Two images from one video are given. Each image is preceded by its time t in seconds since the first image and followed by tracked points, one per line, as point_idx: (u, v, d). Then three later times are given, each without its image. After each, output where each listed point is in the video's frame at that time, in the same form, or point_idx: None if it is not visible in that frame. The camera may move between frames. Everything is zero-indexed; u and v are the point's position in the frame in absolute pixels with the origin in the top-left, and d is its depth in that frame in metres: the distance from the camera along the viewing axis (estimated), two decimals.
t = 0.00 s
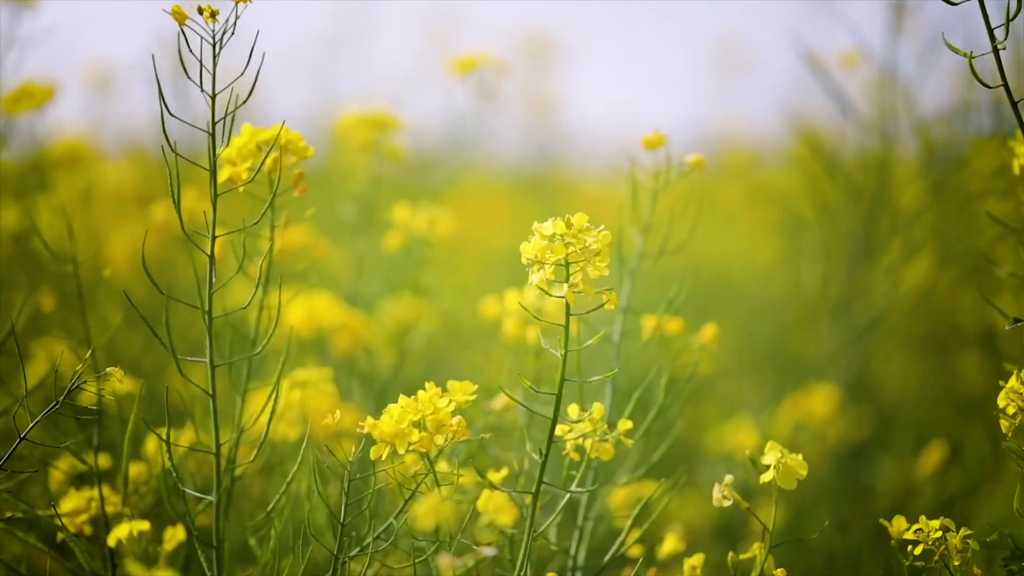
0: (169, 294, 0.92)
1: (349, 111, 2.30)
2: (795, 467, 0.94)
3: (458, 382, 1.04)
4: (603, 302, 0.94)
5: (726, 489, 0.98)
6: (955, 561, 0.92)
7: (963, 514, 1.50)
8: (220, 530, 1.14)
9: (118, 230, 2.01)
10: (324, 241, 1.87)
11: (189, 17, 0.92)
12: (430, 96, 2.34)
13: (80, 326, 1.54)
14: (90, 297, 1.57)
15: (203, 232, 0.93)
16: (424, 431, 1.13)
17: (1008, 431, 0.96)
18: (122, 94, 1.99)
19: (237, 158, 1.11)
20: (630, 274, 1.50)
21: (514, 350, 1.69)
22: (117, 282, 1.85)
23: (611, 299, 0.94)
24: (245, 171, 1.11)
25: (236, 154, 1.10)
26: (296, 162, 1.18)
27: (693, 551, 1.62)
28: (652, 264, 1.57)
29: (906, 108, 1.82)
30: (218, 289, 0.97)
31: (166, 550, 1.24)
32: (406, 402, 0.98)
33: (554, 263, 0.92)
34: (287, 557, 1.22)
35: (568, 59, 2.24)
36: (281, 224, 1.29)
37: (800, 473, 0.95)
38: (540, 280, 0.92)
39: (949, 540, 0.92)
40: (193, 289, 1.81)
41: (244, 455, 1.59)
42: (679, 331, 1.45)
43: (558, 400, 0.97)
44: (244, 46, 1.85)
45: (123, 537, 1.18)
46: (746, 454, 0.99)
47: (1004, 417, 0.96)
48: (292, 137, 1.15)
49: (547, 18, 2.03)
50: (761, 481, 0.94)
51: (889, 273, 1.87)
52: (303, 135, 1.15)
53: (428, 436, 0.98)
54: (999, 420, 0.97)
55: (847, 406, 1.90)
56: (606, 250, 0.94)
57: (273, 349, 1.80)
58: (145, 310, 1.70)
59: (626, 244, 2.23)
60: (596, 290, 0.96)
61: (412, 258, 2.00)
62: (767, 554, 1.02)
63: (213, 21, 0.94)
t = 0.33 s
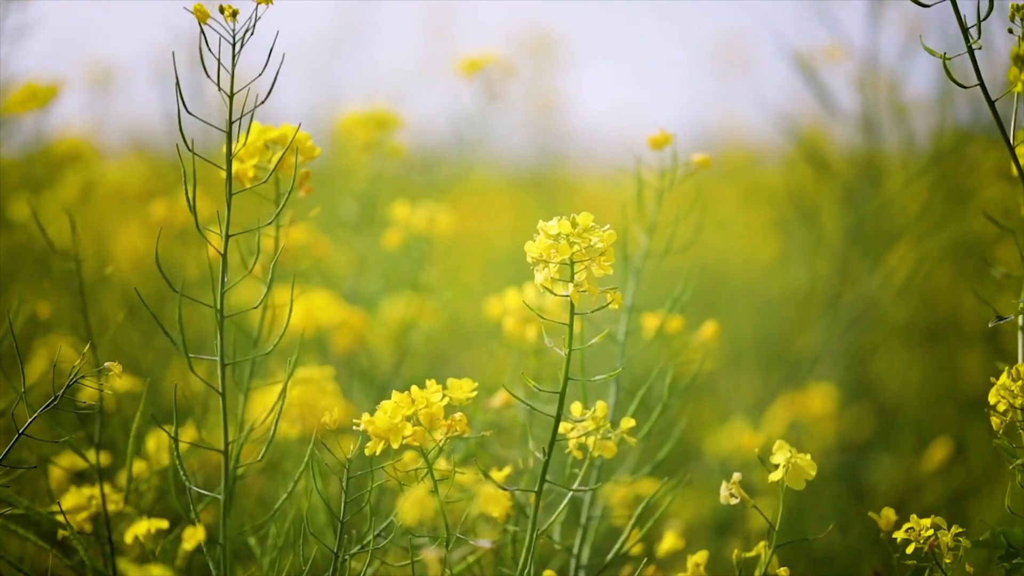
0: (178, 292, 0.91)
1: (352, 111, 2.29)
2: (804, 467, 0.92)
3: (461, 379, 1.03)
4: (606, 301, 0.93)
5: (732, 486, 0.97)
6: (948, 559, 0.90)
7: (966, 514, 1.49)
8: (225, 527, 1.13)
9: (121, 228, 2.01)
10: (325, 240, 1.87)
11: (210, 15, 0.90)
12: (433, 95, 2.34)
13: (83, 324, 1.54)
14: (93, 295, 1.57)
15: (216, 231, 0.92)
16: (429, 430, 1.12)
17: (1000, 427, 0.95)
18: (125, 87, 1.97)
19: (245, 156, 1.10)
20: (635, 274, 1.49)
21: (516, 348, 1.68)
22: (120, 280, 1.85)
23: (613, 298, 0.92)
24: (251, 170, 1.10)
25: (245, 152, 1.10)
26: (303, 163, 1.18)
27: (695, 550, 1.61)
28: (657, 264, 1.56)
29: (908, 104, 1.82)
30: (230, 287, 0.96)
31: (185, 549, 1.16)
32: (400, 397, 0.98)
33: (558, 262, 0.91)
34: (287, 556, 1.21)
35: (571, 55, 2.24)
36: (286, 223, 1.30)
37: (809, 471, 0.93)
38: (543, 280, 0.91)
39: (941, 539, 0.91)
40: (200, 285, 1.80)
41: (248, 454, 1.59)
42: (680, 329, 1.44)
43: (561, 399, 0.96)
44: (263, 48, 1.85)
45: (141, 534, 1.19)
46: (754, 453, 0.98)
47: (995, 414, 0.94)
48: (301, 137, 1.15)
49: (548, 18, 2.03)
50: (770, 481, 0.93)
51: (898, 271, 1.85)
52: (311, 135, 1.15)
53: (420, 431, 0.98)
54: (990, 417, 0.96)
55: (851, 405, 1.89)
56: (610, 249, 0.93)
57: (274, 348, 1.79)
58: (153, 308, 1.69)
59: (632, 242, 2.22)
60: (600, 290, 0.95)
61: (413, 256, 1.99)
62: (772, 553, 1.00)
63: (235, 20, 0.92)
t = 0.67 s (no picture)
0: (176, 294, 0.91)
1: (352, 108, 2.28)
2: (804, 463, 0.94)
3: (462, 375, 1.04)
4: (600, 296, 0.93)
5: (732, 483, 0.98)
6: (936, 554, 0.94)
7: (962, 511, 1.50)
8: (226, 524, 1.14)
9: (122, 227, 2.01)
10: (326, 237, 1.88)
11: (203, 20, 0.89)
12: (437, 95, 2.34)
13: (84, 323, 1.55)
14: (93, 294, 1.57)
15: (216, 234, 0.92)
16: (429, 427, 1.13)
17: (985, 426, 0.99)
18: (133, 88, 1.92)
19: (244, 152, 1.15)
20: (635, 273, 1.49)
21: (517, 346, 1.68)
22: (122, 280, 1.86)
23: (608, 294, 0.93)
24: (248, 166, 1.14)
25: (244, 149, 1.14)
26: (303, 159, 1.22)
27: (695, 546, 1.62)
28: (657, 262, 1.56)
29: (901, 99, 1.83)
30: (228, 288, 0.96)
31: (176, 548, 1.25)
32: (402, 388, 0.99)
33: (551, 257, 0.92)
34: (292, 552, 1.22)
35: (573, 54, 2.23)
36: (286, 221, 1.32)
37: (810, 467, 0.94)
38: (537, 276, 0.92)
39: (930, 535, 0.94)
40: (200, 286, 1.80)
41: (249, 452, 1.59)
42: (680, 327, 1.45)
43: (557, 395, 0.96)
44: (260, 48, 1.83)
45: (129, 533, 1.21)
46: (753, 449, 0.99)
47: (982, 412, 1.00)
48: (300, 134, 1.18)
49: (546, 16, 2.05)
50: (769, 477, 0.94)
51: (900, 269, 1.85)
52: (310, 132, 1.18)
53: (423, 421, 0.99)
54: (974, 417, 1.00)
55: (851, 402, 1.89)
56: (603, 244, 0.94)
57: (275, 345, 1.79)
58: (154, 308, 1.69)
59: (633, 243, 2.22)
60: (596, 285, 0.95)
61: (416, 254, 1.98)
62: (771, 550, 1.01)
63: (230, 23, 0.91)
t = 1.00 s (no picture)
0: (159, 297, 0.91)
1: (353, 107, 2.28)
2: (797, 460, 0.95)
3: (465, 373, 1.04)
4: (590, 291, 0.94)
5: (725, 480, 0.99)
6: (930, 552, 0.98)
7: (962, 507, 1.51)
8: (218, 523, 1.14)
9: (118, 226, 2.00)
10: (325, 235, 1.88)
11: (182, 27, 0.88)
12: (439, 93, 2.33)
13: (82, 322, 1.55)
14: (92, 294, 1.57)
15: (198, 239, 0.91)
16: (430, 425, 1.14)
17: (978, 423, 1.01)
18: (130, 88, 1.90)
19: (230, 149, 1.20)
20: (628, 271, 1.49)
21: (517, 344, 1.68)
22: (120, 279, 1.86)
23: (597, 288, 0.93)
24: (236, 163, 1.19)
25: (230, 146, 1.20)
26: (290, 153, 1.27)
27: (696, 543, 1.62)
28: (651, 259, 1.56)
29: (902, 99, 1.80)
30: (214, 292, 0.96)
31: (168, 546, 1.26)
32: (402, 383, 0.99)
33: (539, 253, 0.93)
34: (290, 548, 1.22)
35: (576, 50, 2.23)
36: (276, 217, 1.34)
37: (803, 463, 0.95)
38: (527, 272, 0.92)
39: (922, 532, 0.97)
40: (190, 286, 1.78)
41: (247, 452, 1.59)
42: (680, 323, 1.45)
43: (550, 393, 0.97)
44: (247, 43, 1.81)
45: (117, 531, 1.20)
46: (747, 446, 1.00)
47: (973, 409, 1.02)
48: (284, 129, 1.23)
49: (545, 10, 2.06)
50: (763, 473, 0.95)
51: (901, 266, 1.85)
52: (294, 128, 1.24)
53: (421, 417, 0.99)
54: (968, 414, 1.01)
55: (852, 399, 1.89)
56: (591, 239, 0.94)
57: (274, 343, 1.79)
58: (143, 311, 1.68)
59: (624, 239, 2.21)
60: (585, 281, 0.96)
61: (416, 251, 1.97)
62: (765, 546, 1.02)
63: (208, 31, 0.91)
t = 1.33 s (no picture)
0: (140, 301, 0.91)
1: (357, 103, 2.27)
2: (784, 454, 0.98)
3: (468, 371, 1.04)
4: (592, 288, 0.94)
5: (715, 478, 1.03)
6: (933, 548, 1.02)
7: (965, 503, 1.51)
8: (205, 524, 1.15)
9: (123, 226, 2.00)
10: (326, 232, 1.87)
11: (159, 32, 0.89)
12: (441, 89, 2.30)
13: (86, 321, 1.55)
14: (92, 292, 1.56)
15: (180, 240, 0.91)
16: (433, 423, 1.14)
17: (980, 419, 1.02)
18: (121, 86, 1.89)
19: (224, 150, 1.20)
20: (627, 266, 1.48)
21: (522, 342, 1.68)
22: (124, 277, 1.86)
23: (600, 285, 0.94)
24: (230, 162, 1.19)
25: (224, 146, 1.20)
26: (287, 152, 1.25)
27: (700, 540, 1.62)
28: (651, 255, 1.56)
29: (916, 97, 1.85)
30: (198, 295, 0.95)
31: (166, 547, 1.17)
32: (400, 382, 0.99)
33: (542, 251, 0.94)
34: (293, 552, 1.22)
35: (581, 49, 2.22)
36: (279, 214, 1.35)
37: (789, 458, 0.98)
38: (529, 270, 0.94)
39: (927, 530, 1.02)
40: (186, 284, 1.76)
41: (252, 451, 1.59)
42: (685, 320, 1.45)
43: (553, 390, 0.98)
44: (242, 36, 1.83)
45: (121, 531, 1.18)
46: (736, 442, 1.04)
47: (974, 406, 1.02)
48: (278, 126, 1.22)
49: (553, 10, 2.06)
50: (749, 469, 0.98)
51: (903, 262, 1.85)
52: (288, 124, 1.23)
53: (422, 415, 0.99)
54: (969, 410, 1.03)
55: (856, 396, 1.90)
56: (593, 237, 0.95)
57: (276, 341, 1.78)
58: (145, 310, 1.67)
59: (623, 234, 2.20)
60: (587, 278, 0.96)
61: (419, 249, 1.97)
62: (760, 541, 1.06)
63: (186, 38, 0.90)
